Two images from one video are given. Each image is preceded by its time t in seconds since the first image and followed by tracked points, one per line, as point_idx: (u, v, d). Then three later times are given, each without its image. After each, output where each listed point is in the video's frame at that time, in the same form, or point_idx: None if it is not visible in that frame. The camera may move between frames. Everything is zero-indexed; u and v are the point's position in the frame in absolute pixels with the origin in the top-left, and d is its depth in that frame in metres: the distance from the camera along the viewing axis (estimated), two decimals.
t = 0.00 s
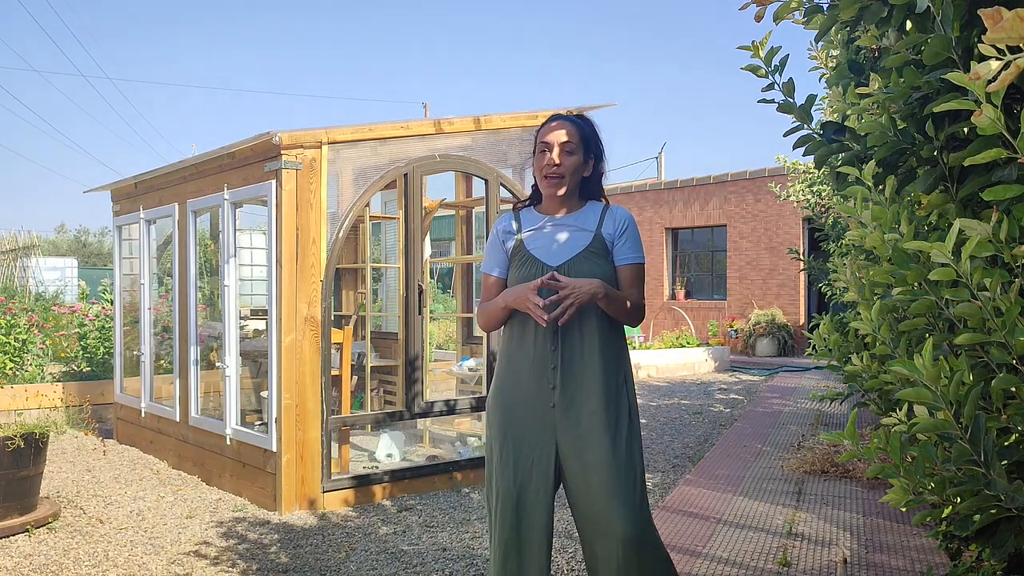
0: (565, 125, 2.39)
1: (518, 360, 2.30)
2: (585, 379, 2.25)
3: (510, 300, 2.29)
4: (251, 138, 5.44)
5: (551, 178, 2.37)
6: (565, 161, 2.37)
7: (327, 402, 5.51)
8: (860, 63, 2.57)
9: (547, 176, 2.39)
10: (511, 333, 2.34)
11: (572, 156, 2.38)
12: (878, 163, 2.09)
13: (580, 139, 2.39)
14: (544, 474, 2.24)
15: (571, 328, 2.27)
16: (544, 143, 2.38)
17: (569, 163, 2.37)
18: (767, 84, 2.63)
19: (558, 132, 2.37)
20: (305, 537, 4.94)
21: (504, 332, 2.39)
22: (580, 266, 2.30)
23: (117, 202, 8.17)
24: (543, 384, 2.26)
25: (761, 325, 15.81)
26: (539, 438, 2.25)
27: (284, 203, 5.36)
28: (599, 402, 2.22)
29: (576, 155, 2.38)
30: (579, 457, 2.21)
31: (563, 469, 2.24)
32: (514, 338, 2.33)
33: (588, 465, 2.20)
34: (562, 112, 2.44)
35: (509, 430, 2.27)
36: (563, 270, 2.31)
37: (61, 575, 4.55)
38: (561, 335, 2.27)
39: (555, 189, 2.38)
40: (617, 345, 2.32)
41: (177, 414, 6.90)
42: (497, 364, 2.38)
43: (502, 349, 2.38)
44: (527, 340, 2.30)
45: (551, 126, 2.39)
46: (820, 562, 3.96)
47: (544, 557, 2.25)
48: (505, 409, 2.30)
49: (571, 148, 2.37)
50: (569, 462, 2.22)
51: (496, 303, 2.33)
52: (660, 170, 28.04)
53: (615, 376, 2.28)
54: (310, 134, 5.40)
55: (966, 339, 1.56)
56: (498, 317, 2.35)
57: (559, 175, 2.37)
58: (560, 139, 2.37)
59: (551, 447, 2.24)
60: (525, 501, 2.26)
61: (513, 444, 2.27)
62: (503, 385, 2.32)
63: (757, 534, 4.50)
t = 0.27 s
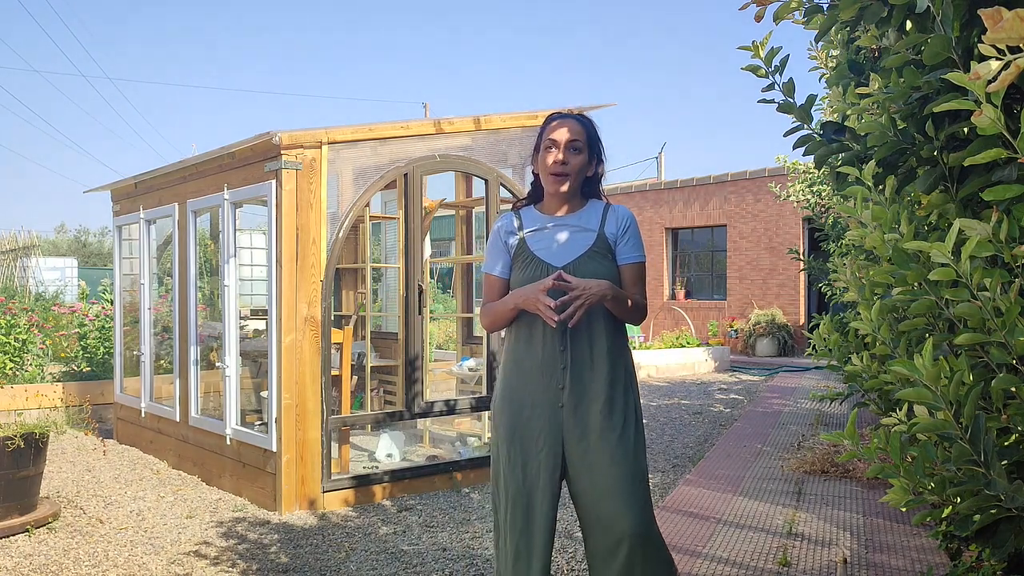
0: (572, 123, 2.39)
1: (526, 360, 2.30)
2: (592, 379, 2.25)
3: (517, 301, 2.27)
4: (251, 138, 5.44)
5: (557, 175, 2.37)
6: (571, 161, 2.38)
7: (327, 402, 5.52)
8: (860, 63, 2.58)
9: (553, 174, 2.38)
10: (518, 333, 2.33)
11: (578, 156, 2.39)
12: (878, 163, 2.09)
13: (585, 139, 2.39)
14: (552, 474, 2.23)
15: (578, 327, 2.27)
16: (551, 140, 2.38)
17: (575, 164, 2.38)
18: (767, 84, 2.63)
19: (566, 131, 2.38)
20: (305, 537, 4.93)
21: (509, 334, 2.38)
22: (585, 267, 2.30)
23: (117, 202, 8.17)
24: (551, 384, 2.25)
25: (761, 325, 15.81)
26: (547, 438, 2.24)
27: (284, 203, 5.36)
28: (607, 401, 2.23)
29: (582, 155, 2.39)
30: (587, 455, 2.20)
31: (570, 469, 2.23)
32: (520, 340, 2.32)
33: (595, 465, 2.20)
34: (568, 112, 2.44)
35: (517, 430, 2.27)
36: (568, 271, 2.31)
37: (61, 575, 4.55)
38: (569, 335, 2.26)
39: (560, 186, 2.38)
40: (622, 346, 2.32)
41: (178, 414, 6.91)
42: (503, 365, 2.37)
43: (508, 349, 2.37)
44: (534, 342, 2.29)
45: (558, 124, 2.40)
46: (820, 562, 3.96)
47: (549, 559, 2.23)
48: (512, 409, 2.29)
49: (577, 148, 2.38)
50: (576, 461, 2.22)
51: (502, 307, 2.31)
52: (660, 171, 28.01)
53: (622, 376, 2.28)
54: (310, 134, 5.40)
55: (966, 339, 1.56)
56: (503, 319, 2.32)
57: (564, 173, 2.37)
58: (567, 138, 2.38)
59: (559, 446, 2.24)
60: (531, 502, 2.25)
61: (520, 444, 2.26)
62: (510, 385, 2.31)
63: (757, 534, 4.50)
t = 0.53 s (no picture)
0: (590, 128, 2.36)
1: (534, 359, 2.29)
2: (601, 379, 2.25)
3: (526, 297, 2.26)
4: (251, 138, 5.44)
5: (571, 179, 2.33)
6: (585, 166, 2.35)
7: (327, 402, 5.51)
8: (860, 63, 2.58)
9: (564, 176, 2.35)
10: (526, 333, 2.33)
11: (592, 163, 2.37)
12: (878, 163, 2.08)
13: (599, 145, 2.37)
14: (560, 474, 2.23)
15: (587, 328, 2.27)
16: (569, 142, 2.34)
17: (587, 169, 2.36)
18: (767, 85, 2.62)
19: (584, 134, 2.35)
20: (305, 537, 4.93)
21: (517, 334, 2.37)
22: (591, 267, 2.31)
23: (117, 202, 8.17)
24: (560, 384, 2.25)
25: (761, 325, 15.82)
26: (555, 438, 2.23)
27: (284, 203, 5.36)
28: (616, 401, 2.23)
29: (594, 163, 2.37)
30: (597, 456, 2.20)
31: (579, 469, 2.23)
32: (528, 341, 2.32)
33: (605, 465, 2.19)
34: (585, 113, 2.41)
35: (525, 430, 2.26)
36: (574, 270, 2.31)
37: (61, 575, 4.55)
38: (578, 335, 2.26)
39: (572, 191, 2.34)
40: (630, 346, 2.33)
41: (177, 414, 6.91)
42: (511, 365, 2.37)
43: (516, 350, 2.36)
44: (543, 342, 2.29)
45: (577, 127, 2.35)
46: (820, 562, 3.96)
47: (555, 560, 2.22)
48: (521, 408, 2.28)
49: (592, 153, 2.36)
50: (585, 461, 2.21)
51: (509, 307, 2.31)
52: (660, 171, 28.02)
53: (630, 377, 2.28)
54: (310, 134, 5.40)
55: (966, 339, 1.56)
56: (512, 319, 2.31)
57: (578, 178, 2.34)
58: (584, 142, 2.34)
59: (568, 447, 2.23)
60: (539, 502, 2.24)
61: (529, 443, 2.26)
62: (518, 385, 2.31)
63: (757, 534, 4.50)
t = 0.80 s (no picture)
0: (611, 128, 2.36)
1: (538, 357, 2.29)
2: (605, 374, 2.24)
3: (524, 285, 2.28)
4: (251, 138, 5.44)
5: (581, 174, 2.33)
6: (599, 167, 2.34)
7: (327, 402, 5.52)
8: (860, 63, 2.58)
9: (576, 172, 2.35)
10: (529, 329, 2.32)
11: (605, 163, 2.36)
12: (878, 162, 2.08)
13: (617, 148, 2.37)
14: (565, 470, 2.23)
15: (590, 323, 2.26)
16: (589, 138, 2.34)
17: (600, 169, 2.35)
18: (767, 85, 2.62)
19: (603, 134, 2.34)
20: (305, 536, 4.93)
21: (518, 326, 2.37)
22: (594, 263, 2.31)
23: (117, 202, 8.17)
24: (564, 381, 2.24)
25: (761, 325, 15.83)
26: (560, 435, 2.23)
27: (284, 203, 5.36)
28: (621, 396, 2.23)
29: (608, 163, 2.36)
30: (603, 452, 2.21)
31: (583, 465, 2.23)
32: (530, 336, 2.31)
33: (610, 461, 2.21)
34: (610, 113, 2.40)
35: (530, 427, 2.26)
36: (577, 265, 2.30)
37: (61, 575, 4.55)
38: (581, 331, 2.26)
39: (580, 185, 2.34)
40: (631, 339, 2.33)
41: (177, 414, 6.91)
42: (515, 362, 2.36)
43: (519, 347, 2.35)
44: (546, 339, 2.28)
45: (600, 124, 2.35)
46: (820, 562, 3.96)
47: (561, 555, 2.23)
48: (526, 406, 2.28)
49: (608, 154, 2.35)
50: (591, 457, 2.22)
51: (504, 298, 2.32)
52: (660, 171, 28.01)
53: (634, 370, 2.28)
54: (310, 134, 5.40)
55: (966, 340, 1.56)
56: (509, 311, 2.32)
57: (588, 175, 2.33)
58: (603, 141, 2.34)
59: (573, 442, 2.23)
60: (543, 499, 2.24)
61: (534, 440, 2.26)
62: (522, 383, 2.31)
63: (757, 534, 4.50)
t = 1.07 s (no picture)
0: (617, 133, 2.36)
1: (539, 358, 2.28)
2: (606, 375, 2.24)
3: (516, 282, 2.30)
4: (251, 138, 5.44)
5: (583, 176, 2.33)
6: (601, 170, 2.34)
7: (327, 402, 5.52)
8: (860, 63, 2.58)
9: (578, 173, 2.35)
10: (530, 329, 2.32)
11: (608, 167, 2.36)
12: (878, 163, 2.09)
13: (622, 153, 2.37)
14: (566, 471, 2.22)
15: (591, 324, 2.26)
16: (595, 141, 2.35)
17: (603, 172, 2.35)
18: (767, 85, 2.62)
19: (608, 138, 2.34)
20: (305, 536, 4.93)
21: (516, 326, 2.36)
22: (596, 265, 2.31)
23: (117, 202, 8.17)
24: (566, 382, 2.24)
25: (761, 325, 15.83)
26: (562, 436, 2.22)
27: (284, 203, 5.36)
28: (623, 398, 2.23)
29: (611, 168, 2.36)
30: (604, 453, 2.21)
31: (584, 467, 2.22)
32: (531, 336, 2.31)
33: (611, 462, 2.21)
34: (619, 118, 2.40)
35: (532, 428, 2.26)
36: (579, 267, 2.30)
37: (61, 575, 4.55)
38: (583, 333, 2.26)
39: (581, 186, 2.34)
40: (632, 341, 2.33)
41: (177, 414, 6.91)
42: (516, 363, 2.36)
43: (520, 348, 2.35)
44: (546, 339, 2.28)
45: (607, 129, 2.35)
46: (820, 562, 3.96)
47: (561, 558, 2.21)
48: (527, 407, 2.28)
49: (611, 158, 2.35)
50: (592, 459, 2.21)
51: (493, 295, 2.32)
52: (660, 171, 28.01)
53: (635, 371, 2.29)
54: (310, 134, 5.40)
55: (966, 339, 1.56)
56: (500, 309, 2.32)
57: (589, 177, 2.33)
58: (607, 145, 2.34)
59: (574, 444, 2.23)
60: (544, 500, 2.23)
61: (535, 441, 2.25)
62: (523, 385, 2.30)
63: (757, 534, 4.50)
